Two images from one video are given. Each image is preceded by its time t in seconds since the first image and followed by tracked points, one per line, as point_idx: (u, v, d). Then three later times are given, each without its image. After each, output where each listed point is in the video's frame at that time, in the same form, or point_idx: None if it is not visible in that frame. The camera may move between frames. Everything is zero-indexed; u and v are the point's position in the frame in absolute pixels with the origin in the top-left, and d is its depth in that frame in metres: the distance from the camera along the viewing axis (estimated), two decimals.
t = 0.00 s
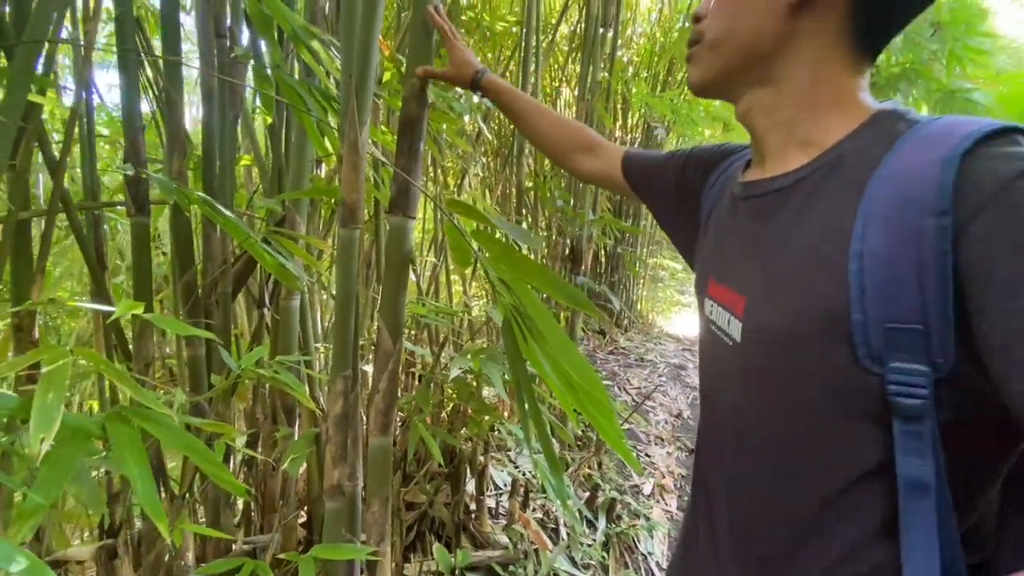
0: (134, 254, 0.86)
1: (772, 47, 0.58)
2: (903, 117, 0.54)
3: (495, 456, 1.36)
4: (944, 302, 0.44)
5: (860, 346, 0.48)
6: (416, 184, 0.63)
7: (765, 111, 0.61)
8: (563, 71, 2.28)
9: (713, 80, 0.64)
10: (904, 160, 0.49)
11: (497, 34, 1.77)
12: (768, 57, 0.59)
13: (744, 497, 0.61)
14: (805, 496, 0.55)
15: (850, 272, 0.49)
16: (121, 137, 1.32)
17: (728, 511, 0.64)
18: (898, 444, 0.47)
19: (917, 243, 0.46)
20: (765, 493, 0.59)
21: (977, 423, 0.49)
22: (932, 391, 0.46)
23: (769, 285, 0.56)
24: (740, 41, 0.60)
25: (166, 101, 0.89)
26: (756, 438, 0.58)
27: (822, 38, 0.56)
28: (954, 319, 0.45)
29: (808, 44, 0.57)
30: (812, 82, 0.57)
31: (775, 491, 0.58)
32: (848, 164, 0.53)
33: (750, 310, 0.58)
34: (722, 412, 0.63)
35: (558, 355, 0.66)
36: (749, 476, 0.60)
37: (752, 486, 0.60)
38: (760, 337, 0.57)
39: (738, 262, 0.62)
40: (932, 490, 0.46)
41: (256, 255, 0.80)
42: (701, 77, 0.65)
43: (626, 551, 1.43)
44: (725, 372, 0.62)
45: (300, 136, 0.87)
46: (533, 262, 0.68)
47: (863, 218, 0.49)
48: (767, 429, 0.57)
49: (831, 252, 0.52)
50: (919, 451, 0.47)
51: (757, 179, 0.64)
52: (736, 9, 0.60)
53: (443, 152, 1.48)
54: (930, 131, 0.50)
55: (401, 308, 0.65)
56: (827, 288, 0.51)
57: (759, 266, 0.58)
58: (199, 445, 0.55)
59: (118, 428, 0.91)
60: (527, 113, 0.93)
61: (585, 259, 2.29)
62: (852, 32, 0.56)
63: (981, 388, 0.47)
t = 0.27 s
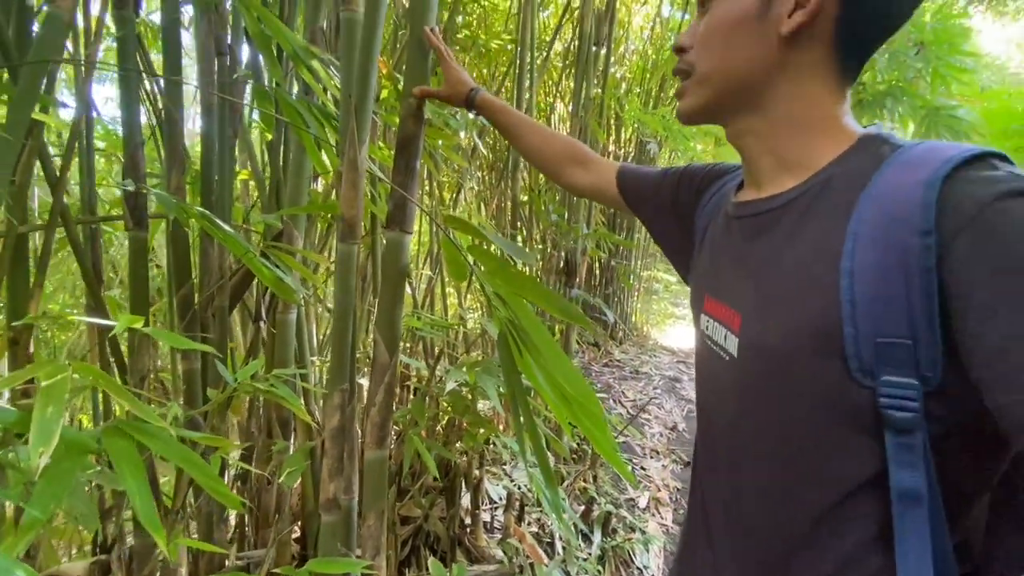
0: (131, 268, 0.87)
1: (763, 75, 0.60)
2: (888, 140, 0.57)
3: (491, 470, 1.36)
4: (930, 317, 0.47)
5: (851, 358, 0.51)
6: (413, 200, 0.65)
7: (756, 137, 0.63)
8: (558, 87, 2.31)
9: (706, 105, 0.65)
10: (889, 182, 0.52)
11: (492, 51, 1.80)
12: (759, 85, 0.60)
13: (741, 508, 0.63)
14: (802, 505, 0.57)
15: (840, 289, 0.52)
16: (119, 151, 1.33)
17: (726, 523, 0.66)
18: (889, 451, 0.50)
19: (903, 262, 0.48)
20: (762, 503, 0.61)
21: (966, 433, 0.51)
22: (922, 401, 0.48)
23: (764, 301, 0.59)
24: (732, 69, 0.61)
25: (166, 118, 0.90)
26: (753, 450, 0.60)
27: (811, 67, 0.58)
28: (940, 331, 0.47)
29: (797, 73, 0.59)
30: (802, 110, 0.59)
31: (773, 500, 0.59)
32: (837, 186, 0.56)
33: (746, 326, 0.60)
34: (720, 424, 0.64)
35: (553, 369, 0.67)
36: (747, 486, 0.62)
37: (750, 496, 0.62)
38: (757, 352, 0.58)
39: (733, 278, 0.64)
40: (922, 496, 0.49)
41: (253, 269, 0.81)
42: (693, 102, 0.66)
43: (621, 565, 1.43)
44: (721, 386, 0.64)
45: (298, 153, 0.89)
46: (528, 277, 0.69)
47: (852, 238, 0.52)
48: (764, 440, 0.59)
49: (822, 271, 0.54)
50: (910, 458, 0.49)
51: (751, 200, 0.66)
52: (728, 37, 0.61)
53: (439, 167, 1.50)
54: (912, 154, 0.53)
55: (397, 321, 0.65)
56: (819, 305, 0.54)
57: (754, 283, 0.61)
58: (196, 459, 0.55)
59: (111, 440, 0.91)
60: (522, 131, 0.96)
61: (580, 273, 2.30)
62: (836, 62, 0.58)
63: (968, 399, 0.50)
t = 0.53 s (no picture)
0: (125, 281, 0.87)
1: (785, 91, 0.66)
2: (912, 158, 0.61)
3: (485, 484, 1.36)
4: (961, 338, 0.50)
5: (879, 377, 0.54)
6: (408, 216, 0.65)
7: (778, 148, 0.69)
8: (551, 102, 2.35)
9: (727, 121, 0.70)
10: (922, 204, 0.55)
11: (486, 67, 1.83)
12: (781, 100, 0.66)
13: (757, 513, 0.67)
14: (820, 514, 0.61)
15: (870, 305, 0.55)
16: (112, 165, 1.33)
17: (744, 532, 0.70)
18: (914, 473, 0.52)
19: (936, 280, 0.51)
20: (780, 509, 0.65)
21: (986, 456, 0.53)
22: (948, 426, 0.51)
23: (788, 315, 0.63)
24: (754, 87, 0.67)
25: (162, 132, 0.91)
26: (772, 457, 0.64)
27: (829, 81, 0.65)
28: (970, 356, 0.50)
29: (816, 88, 0.65)
30: (824, 121, 0.65)
31: (789, 508, 0.64)
32: (864, 205, 0.60)
33: (767, 338, 0.65)
34: (740, 430, 0.69)
35: (546, 382, 0.68)
36: (764, 492, 0.66)
37: (766, 502, 0.66)
38: (777, 363, 0.63)
39: (753, 295, 0.70)
40: (946, 522, 0.51)
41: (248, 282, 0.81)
42: (714, 119, 0.71)
43: None
44: (742, 393, 0.69)
45: (294, 168, 0.89)
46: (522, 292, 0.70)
47: (882, 256, 0.56)
48: (784, 449, 0.63)
49: (849, 286, 0.58)
50: (933, 482, 0.52)
51: (770, 214, 0.72)
52: (745, 58, 0.66)
53: (434, 181, 1.51)
54: (943, 174, 0.57)
55: (392, 335, 0.66)
56: (845, 320, 0.58)
57: (776, 299, 0.66)
58: (188, 475, 0.55)
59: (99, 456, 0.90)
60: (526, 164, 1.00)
61: (574, 285, 2.32)
62: (850, 76, 0.65)
63: (998, 421, 0.52)
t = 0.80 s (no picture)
0: (116, 295, 0.87)
1: (804, 105, 0.67)
2: (921, 176, 0.65)
3: (477, 498, 1.36)
4: (977, 358, 0.52)
5: (894, 396, 0.56)
6: (401, 232, 0.66)
7: (794, 162, 0.70)
8: (544, 117, 2.38)
9: (744, 133, 0.70)
10: (937, 221, 0.58)
11: (479, 82, 1.86)
12: (799, 114, 0.67)
13: (764, 528, 0.69)
14: (835, 527, 0.63)
15: (885, 320, 0.57)
16: (103, 177, 1.33)
17: (756, 543, 0.71)
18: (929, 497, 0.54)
19: (952, 298, 0.54)
20: (789, 523, 0.66)
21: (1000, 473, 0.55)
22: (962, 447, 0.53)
23: (798, 333, 0.66)
24: (774, 100, 0.68)
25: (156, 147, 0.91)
26: (783, 472, 0.66)
27: (845, 96, 0.67)
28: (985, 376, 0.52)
29: (833, 102, 0.67)
30: (839, 135, 0.67)
31: (798, 523, 0.66)
32: (875, 225, 0.63)
33: (777, 354, 0.68)
34: (750, 446, 0.71)
35: (536, 396, 0.69)
36: (773, 507, 0.68)
37: (775, 516, 0.68)
38: (789, 379, 0.66)
39: (760, 313, 0.72)
40: (960, 547, 0.53)
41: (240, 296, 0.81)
42: (729, 131, 0.71)
43: None
44: (750, 411, 0.71)
45: (288, 184, 0.90)
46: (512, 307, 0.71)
47: (896, 272, 0.58)
48: (796, 464, 0.65)
49: (861, 305, 0.61)
50: (949, 506, 0.53)
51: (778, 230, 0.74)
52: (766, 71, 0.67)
53: (427, 194, 1.53)
54: (953, 192, 0.60)
55: (384, 350, 0.66)
56: (856, 338, 0.60)
57: (785, 317, 0.68)
58: (178, 491, 0.55)
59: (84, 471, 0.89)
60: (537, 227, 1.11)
61: (565, 298, 2.34)
62: (863, 92, 0.67)
63: (1010, 432, 0.54)
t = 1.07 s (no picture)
0: (109, 305, 0.87)
1: (815, 120, 0.68)
2: (921, 191, 0.66)
3: (471, 509, 1.35)
4: (985, 370, 0.53)
5: (902, 409, 0.57)
6: (395, 243, 0.67)
7: (802, 178, 0.71)
8: (538, 128, 2.41)
9: (755, 148, 0.70)
10: (942, 233, 0.59)
11: (473, 94, 1.88)
12: (810, 128, 0.68)
13: (772, 543, 0.70)
14: (844, 543, 0.63)
15: (891, 332, 0.58)
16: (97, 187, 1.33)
17: (765, 558, 0.71)
18: (940, 510, 0.55)
19: (959, 309, 0.55)
20: (797, 538, 0.67)
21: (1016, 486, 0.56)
22: (972, 460, 0.53)
23: (803, 348, 0.67)
24: (786, 117, 0.68)
25: (151, 158, 0.91)
26: (790, 485, 0.67)
27: (852, 114, 0.68)
28: (994, 388, 0.53)
29: (841, 120, 0.68)
30: (845, 152, 0.69)
31: (806, 537, 0.66)
32: (877, 239, 0.64)
33: (782, 369, 0.69)
34: (756, 459, 0.72)
35: (529, 406, 0.69)
36: (781, 521, 0.68)
37: (782, 531, 0.68)
38: (794, 393, 0.66)
39: (765, 328, 0.73)
40: (972, 561, 0.54)
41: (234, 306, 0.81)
42: (740, 146, 0.71)
43: None
44: (757, 425, 0.72)
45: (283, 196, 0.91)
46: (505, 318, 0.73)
47: (900, 284, 0.59)
48: (802, 478, 0.66)
49: (865, 318, 0.62)
50: (961, 520, 0.54)
51: (781, 245, 0.75)
52: (779, 88, 0.68)
53: (423, 205, 1.54)
54: (956, 206, 0.61)
55: (378, 361, 0.67)
56: (860, 351, 0.61)
57: (790, 331, 0.69)
58: (171, 503, 0.55)
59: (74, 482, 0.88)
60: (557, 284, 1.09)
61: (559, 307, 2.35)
62: (865, 110, 0.69)
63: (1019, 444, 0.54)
